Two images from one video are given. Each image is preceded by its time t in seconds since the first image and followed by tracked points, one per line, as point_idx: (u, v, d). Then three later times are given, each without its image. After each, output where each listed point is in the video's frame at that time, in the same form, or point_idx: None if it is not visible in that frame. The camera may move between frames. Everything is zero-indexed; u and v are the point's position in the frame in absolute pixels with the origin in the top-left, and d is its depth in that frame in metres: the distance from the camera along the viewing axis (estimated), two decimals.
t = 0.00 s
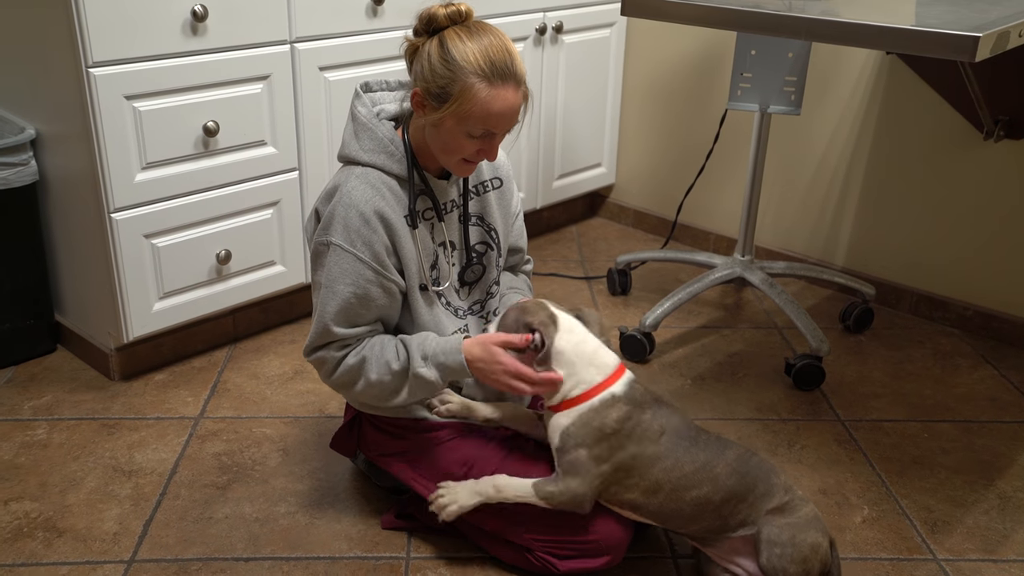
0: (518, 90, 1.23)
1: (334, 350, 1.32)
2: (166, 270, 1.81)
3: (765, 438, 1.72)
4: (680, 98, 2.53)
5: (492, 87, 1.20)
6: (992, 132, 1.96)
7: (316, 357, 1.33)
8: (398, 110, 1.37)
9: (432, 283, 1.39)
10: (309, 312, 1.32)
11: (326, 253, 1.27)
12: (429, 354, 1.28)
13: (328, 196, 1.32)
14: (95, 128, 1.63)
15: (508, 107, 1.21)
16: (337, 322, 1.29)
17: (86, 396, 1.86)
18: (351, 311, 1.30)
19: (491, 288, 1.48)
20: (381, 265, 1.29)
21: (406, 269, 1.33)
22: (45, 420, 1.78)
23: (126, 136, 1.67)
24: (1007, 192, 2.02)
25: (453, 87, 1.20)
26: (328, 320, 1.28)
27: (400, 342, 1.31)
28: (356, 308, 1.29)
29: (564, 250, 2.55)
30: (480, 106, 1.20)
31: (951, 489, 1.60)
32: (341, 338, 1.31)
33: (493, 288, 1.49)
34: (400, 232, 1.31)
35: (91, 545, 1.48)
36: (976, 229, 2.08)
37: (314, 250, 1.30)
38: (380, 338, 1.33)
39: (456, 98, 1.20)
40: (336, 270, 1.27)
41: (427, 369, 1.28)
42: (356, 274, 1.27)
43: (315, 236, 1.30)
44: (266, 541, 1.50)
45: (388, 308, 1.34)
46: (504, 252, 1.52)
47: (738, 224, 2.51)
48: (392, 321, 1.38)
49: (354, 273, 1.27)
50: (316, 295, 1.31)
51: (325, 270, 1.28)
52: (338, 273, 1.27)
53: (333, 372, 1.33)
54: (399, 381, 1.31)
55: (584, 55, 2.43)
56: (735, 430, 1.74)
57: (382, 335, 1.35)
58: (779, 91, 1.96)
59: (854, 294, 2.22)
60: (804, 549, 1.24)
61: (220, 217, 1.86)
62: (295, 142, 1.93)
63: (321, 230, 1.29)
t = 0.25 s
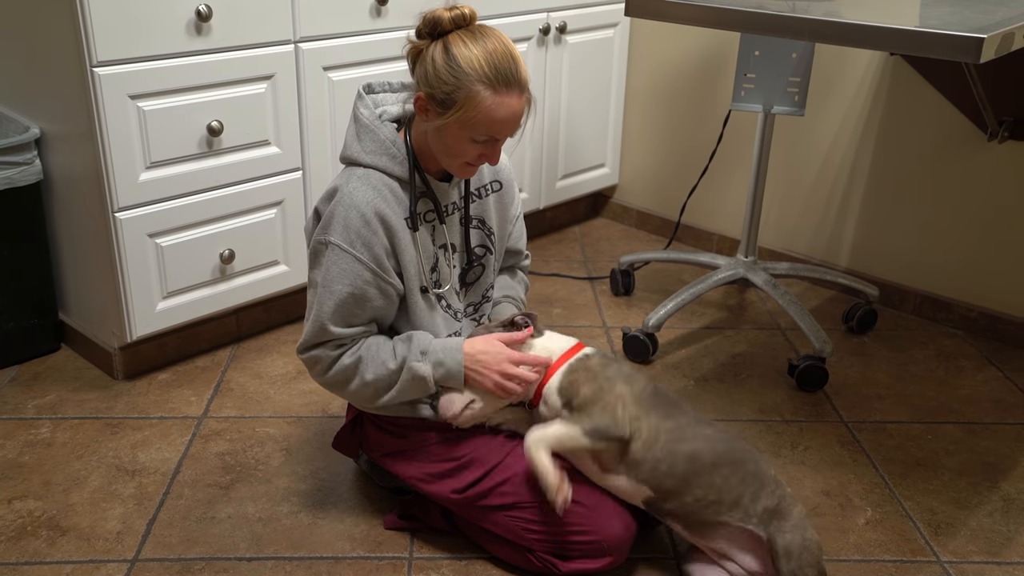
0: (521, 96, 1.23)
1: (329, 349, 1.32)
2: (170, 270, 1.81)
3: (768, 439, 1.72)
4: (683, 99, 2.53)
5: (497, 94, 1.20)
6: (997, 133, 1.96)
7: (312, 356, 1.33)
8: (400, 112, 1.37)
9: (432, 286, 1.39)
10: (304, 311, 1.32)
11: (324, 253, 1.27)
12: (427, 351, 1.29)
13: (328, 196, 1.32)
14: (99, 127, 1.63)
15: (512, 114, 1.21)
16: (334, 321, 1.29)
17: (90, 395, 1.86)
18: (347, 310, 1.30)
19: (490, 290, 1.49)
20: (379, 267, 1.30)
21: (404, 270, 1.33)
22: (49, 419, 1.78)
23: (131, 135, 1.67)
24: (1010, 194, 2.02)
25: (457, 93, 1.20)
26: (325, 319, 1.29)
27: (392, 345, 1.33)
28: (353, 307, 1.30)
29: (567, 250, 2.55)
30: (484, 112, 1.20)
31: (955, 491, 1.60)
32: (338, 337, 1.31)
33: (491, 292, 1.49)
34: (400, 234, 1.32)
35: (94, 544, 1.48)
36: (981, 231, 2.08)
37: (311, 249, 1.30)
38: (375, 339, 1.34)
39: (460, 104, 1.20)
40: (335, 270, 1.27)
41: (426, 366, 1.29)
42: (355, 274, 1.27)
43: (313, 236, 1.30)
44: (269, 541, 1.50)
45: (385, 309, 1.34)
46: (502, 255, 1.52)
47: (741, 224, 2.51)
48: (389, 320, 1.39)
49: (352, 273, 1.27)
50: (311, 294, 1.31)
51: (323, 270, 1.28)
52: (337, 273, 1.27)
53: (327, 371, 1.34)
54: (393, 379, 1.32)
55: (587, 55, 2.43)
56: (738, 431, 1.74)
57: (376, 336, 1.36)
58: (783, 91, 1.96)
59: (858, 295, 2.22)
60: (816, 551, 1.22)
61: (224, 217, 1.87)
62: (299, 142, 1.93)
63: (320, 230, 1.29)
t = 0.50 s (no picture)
0: (528, 97, 1.24)
1: (345, 343, 1.32)
2: (175, 269, 1.81)
3: (772, 439, 1.72)
4: (688, 99, 2.53)
5: (505, 97, 1.20)
6: (1002, 133, 1.95)
7: (323, 354, 1.32)
8: (406, 111, 1.36)
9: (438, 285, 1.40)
10: (311, 308, 1.31)
11: (333, 251, 1.26)
12: (437, 318, 1.34)
13: (334, 194, 1.31)
14: (104, 127, 1.63)
15: (519, 116, 1.22)
16: (345, 318, 1.29)
17: (94, 394, 1.86)
18: (356, 306, 1.30)
19: (494, 289, 1.49)
20: (387, 265, 1.30)
21: (411, 268, 1.33)
22: (53, 418, 1.78)
23: (135, 135, 1.67)
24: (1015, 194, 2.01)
25: (465, 96, 1.20)
26: (335, 316, 1.28)
27: (402, 326, 1.36)
28: (365, 298, 1.30)
29: (571, 250, 2.55)
30: (492, 115, 1.21)
31: (959, 491, 1.59)
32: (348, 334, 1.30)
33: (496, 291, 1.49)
34: (407, 233, 1.32)
35: (98, 542, 1.48)
36: (986, 232, 2.07)
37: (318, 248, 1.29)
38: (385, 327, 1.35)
39: (469, 108, 1.20)
40: (344, 268, 1.26)
41: (439, 332, 1.33)
42: (364, 271, 1.27)
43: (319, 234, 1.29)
44: (272, 539, 1.50)
45: (391, 305, 1.35)
46: (508, 254, 1.52)
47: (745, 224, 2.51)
48: (394, 317, 1.39)
49: (361, 269, 1.27)
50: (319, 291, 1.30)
51: (332, 268, 1.27)
52: (347, 270, 1.26)
53: (343, 365, 1.33)
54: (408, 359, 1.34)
55: (592, 55, 2.43)
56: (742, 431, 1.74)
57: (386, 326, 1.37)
58: (788, 91, 1.96)
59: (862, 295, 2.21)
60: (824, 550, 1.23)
61: (228, 216, 1.87)
62: (304, 142, 1.93)
63: (326, 228, 1.28)
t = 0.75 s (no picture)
0: (529, 97, 1.24)
1: (347, 346, 1.32)
2: (173, 268, 1.81)
3: (769, 439, 1.72)
4: (685, 99, 2.53)
5: (505, 98, 1.20)
6: (999, 134, 1.96)
7: (326, 355, 1.32)
8: (409, 112, 1.36)
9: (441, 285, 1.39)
10: (314, 309, 1.31)
11: (337, 250, 1.27)
12: (442, 333, 1.32)
13: (339, 194, 1.32)
14: (102, 126, 1.63)
15: (521, 117, 1.22)
16: (348, 318, 1.29)
17: (92, 393, 1.86)
18: (359, 307, 1.30)
19: (496, 290, 1.48)
20: (392, 265, 1.30)
21: (416, 269, 1.34)
22: (51, 417, 1.78)
23: (134, 134, 1.67)
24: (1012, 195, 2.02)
25: (465, 98, 1.20)
26: (338, 317, 1.28)
27: (406, 335, 1.35)
28: (368, 301, 1.30)
29: (569, 250, 2.55)
30: (494, 116, 1.21)
31: (956, 492, 1.60)
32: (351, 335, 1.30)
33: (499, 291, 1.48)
34: (411, 232, 1.32)
35: (96, 542, 1.48)
36: (984, 233, 2.08)
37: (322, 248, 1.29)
38: (389, 334, 1.35)
39: (469, 110, 1.20)
40: (348, 268, 1.27)
41: (443, 349, 1.31)
42: (368, 271, 1.28)
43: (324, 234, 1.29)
44: (270, 539, 1.50)
45: (393, 306, 1.35)
46: (515, 256, 1.50)
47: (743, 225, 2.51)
48: (397, 319, 1.39)
49: (365, 269, 1.27)
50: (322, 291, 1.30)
51: (336, 268, 1.27)
52: (351, 270, 1.27)
53: (344, 368, 1.33)
54: (410, 368, 1.33)
55: (590, 55, 2.43)
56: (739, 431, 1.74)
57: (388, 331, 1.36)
58: (786, 92, 1.96)
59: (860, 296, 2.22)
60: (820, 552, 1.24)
61: (226, 215, 1.87)
62: (302, 141, 1.93)
63: (331, 227, 1.29)
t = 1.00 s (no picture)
0: (540, 111, 1.23)
1: (356, 355, 1.32)
2: (175, 274, 1.82)
3: (771, 448, 1.72)
4: (688, 106, 2.53)
5: (514, 111, 1.20)
6: (1000, 143, 1.96)
7: (336, 364, 1.32)
8: (425, 120, 1.37)
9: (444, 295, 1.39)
10: (322, 317, 1.32)
11: (342, 258, 1.27)
12: (454, 350, 1.30)
13: (346, 202, 1.33)
14: (105, 132, 1.63)
15: (530, 130, 1.22)
16: (355, 327, 1.30)
17: (93, 399, 1.86)
18: (366, 315, 1.30)
19: (503, 303, 1.47)
20: (397, 273, 1.30)
21: (420, 278, 1.34)
22: (52, 423, 1.78)
23: (137, 141, 1.67)
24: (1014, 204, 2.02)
25: (474, 112, 1.20)
26: (345, 325, 1.29)
27: (418, 349, 1.33)
28: (374, 310, 1.30)
29: (570, 257, 2.56)
30: (503, 130, 1.20)
31: (957, 502, 1.59)
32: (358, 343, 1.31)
33: (507, 304, 1.47)
34: (417, 242, 1.32)
35: (96, 549, 1.48)
36: (986, 242, 2.08)
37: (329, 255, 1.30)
38: (399, 347, 1.34)
39: (478, 123, 1.20)
40: (354, 276, 1.27)
41: (454, 367, 1.29)
42: (373, 279, 1.28)
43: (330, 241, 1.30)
44: (270, 547, 1.50)
45: (399, 316, 1.35)
46: (531, 276, 1.47)
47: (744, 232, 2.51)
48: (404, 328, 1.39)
49: (371, 277, 1.28)
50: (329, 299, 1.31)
51: (341, 275, 1.28)
52: (356, 278, 1.27)
53: (354, 378, 1.33)
54: (420, 383, 1.32)
55: (593, 62, 2.43)
56: (740, 440, 1.74)
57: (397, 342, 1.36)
58: (787, 100, 1.96)
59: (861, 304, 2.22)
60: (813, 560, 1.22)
61: (229, 222, 1.87)
62: (304, 148, 1.93)
63: (338, 234, 1.29)
